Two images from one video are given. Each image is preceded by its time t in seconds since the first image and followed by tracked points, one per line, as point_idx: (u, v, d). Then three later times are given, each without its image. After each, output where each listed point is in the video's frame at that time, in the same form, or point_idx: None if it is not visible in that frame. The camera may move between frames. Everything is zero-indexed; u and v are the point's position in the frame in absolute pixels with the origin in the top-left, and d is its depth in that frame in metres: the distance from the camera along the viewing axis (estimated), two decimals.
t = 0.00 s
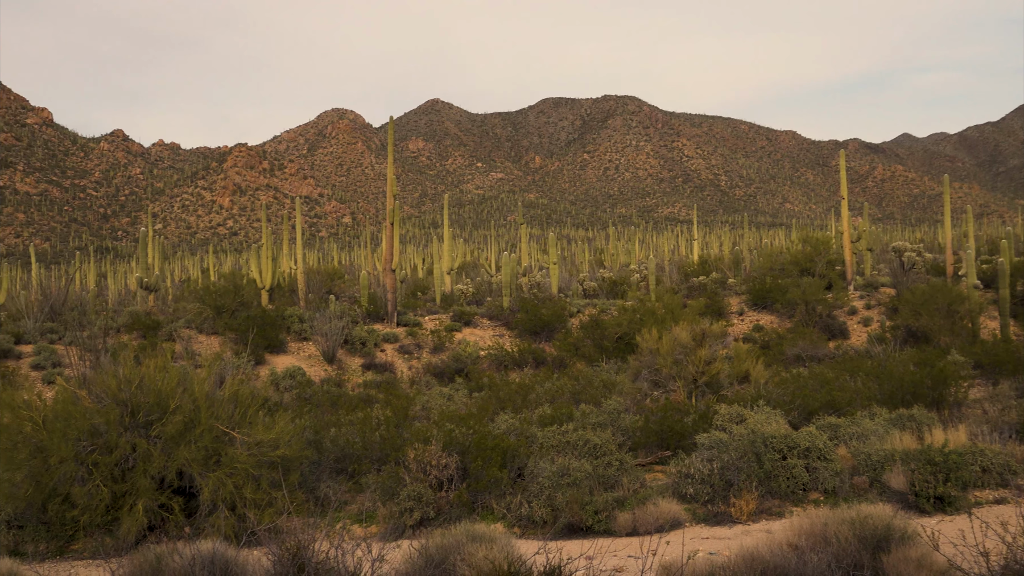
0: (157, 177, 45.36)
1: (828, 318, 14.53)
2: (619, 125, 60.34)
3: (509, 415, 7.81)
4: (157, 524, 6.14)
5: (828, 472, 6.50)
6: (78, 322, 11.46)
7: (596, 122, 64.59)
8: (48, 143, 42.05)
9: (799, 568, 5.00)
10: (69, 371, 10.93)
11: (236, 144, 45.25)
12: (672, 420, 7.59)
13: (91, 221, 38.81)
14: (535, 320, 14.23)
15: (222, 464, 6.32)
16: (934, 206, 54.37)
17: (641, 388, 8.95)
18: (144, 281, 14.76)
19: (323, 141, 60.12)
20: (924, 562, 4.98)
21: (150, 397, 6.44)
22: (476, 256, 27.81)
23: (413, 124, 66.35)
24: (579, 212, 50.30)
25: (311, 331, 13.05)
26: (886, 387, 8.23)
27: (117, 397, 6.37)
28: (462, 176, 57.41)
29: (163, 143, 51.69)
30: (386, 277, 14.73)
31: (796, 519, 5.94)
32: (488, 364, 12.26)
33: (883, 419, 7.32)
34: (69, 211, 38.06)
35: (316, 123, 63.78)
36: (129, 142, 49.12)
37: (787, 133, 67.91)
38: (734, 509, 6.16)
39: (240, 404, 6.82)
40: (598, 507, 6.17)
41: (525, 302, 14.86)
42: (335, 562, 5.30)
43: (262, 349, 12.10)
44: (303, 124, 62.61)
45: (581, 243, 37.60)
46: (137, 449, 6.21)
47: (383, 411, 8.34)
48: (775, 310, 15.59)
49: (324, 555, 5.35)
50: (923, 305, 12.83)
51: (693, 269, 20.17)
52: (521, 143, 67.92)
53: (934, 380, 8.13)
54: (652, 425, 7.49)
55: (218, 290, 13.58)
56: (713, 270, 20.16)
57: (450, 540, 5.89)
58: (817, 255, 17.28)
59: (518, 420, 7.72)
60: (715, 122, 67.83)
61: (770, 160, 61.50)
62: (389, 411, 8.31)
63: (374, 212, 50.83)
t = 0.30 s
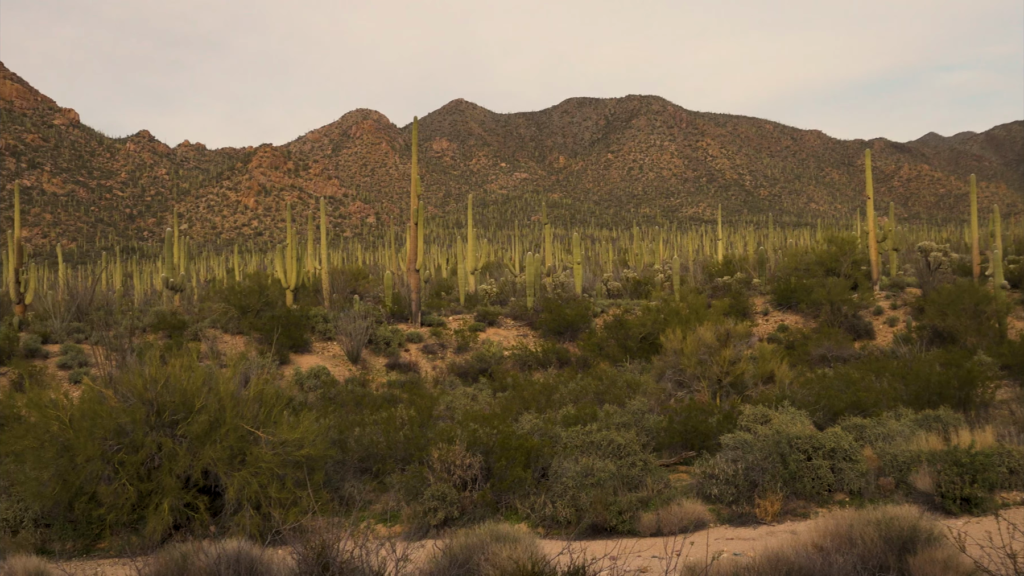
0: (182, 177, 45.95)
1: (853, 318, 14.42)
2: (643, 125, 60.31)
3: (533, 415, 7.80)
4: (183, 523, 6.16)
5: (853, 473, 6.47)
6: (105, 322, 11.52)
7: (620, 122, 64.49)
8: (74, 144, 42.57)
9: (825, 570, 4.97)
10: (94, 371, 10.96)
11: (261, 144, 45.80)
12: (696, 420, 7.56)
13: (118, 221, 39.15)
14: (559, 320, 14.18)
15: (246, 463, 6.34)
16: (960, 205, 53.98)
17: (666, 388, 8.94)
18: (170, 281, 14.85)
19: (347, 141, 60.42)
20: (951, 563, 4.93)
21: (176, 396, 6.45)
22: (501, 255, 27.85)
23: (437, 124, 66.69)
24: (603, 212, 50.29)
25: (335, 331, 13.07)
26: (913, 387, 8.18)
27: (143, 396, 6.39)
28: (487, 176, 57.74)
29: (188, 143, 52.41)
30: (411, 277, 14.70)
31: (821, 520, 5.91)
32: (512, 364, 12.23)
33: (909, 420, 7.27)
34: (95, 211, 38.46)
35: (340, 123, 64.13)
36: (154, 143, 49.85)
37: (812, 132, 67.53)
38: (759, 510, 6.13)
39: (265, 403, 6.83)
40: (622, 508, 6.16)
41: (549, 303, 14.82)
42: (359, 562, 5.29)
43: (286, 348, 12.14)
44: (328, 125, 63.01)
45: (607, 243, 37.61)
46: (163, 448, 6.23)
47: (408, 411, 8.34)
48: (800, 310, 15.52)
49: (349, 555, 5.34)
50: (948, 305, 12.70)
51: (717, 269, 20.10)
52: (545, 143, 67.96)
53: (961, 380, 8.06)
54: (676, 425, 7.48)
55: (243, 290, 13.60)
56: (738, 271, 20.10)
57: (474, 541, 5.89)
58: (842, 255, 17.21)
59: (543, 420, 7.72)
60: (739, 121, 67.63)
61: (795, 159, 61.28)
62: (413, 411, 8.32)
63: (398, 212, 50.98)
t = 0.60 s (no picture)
0: (206, 178, 46.89)
1: (878, 317, 14.28)
2: (667, 124, 60.39)
3: (556, 415, 7.79)
4: (207, 521, 6.18)
5: (878, 473, 6.44)
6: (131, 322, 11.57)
7: (643, 121, 64.42)
8: (99, 145, 43.83)
9: (849, 570, 4.95)
10: (119, 370, 10.98)
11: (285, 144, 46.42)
12: (720, 420, 7.54)
13: (143, 221, 39.92)
14: (582, 319, 14.13)
15: (270, 462, 6.35)
16: (987, 204, 53.49)
17: (689, 388, 8.91)
18: (195, 281, 14.93)
19: (371, 141, 60.80)
20: (977, 564, 4.88)
21: (200, 395, 6.47)
22: (525, 254, 27.93)
23: (460, 123, 67.02)
24: (625, 211, 50.27)
25: (359, 331, 13.09)
26: (938, 388, 8.14)
27: (168, 395, 6.42)
28: (509, 175, 58.02)
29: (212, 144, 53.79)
30: (434, 277, 14.70)
31: (845, 520, 5.87)
32: (536, 363, 12.20)
33: (934, 421, 7.23)
34: (121, 211, 39.25)
35: (364, 123, 64.52)
36: (179, 143, 51.00)
37: (837, 131, 67.05)
38: (783, 510, 6.10)
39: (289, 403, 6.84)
40: (645, 507, 6.14)
41: (573, 302, 14.78)
42: (382, 561, 5.29)
43: (310, 348, 12.18)
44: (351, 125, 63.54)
45: (630, 242, 37.71)
46: (187, 447, 6.25)
47: (431, 411, 8.34)
48: (824, 309, 15.42)
49: (372, 553, 5.33)
50: (974, 305, 12.54)
51: (741, 269, 20.04)
52: (568, 141, 68.02)
53: (986, 380, 7.99)
54: (700, 425, 7.45)
55: (267, 290, 13.61)
56: (761, 270, 19.98)
57: (498, 540, 5.88)
58: (867, 254, 17.19)
59: (566, 419, 7.71)
60: (763, 120, 67.36)
61: (819, 158, 60.96)
62: (437, 410, 8.32)
63: (421, 212, 51.14)
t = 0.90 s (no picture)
0: (227, 178, 47.57)
1: (900, 316, 14.23)
2: (687, 123, 60.38)
3: (576, 413, 7.80)
4: (229, 519, 6.19)
5: (900, 472, 6.41)
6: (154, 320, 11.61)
7: (663, 120, 64.41)
8: (121, 144, 45.08)
9: (871, 569, 4.94)
10: (141, 369, 11.00)
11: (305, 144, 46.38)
12: (741, 419, 7.53)
13: (164, 220, 40.83)
14: (603, 318, 14.09)
15: (292, 461, 6.36)
16: (1010, 202, 53.05)
17: (710, 387, 8.89)
18: (216, 280, 15.00)
19: (392, 140, 61.16)
20: (1000, 564, 4.83)
21: (222, 394, 6.47)
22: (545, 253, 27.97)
23: (481, 122, 67.38)
24: (646, 210, 50.28)
25: (379, 329, 13.11)
26: (959, 386, 8.10)
27: (190, 394, 6.44)
28: (530, 174, 58.21)
29: (233, 144, 55.33)
30: (454, 276, 14.69)
31: (867, 520, 5.84)
32: (556, 362, 12.19)
33: (957, 420, 7.18)
34: (142, 211, 40.16)
35: (384, 122, 64.88)
36: (201, 143, 52.23)
37: (859, 129, 66.56)
38: (805, 509, 6.09)
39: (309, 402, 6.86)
40: (666, 506, 6.13)
41: (593, 301, 14.73)
42: (402, 559, 5.29)
43: (331, 346, 12.21)
44: (372, 125, 64.04)
45: (650, 241, 37.85)
46: (209, 446, 6.27)
47: (452, 409, 8.35)
48: (845, 308, 15.33)
49: (393, 551, 5.33)
50: (997, 303, 12.43)
51: (763, 267, 19.99)
52: (588, 140, 68.12)
53: (1009, 379, 7.92)
54: (721, 424, 7.43)
55: (288, 288, 13.61)
56: (782, 269, 19.90)
57: (519, 539, 5.89)
58: (889, 252, 17.19)
59: (587, 418, 7.71)
60: (784, 118, 67.08)
61: (840, 156, 60.67)
62: (458, 409, 8.33)
63: (442, 210, 51.17)
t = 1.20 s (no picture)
0: (247, 179, 48.15)
1: (920, 316, 14.17)
2: (707, 122, 60.22)
3: (595, 414, 7.79)
4: (249, 519, 6.20)
5: (921, 473, 6.37)
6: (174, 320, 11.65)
7: (683, 120, 64.29)
8: (141, 145, 45.54)
9: (892, 570, 4.92)
10: (161, 369, 11.00)
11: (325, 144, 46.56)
12: (761, 420, 7.51)
13: (185, 221, 41.38)
14: (621, 319, 14.04)
15: (311, 461, 6.37)
16: None
17: (730, 387, 8.88)
18: (237, 280, 15.06)
19: (411, 140, 61.33)
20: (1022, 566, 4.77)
21: (242, 394, 6.49)
22: (564, 253, 27.94)
23: (499, 122, 67.56)
24: (665, 210, 50.22)
25: (399, 330, 13.13)
26: (981, 387, 8.04)
27: (210, 394, 6.46)
28: (549, 174, 58.30)
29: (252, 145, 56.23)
30: (473, 276, 14.69)
31: (887, 521, 5.80)
32: (575, 363, 12.18)
33: (979, 421, 7.14)
34: (163, 211, 40.65)
35: (403, 122, 65.19)
36: (220, 144, 53.25)
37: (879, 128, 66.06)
38: (825, 510, 6.06)
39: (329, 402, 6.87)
40: (685, 507, 6.12)
41: (612, 301, 14.68)
42: (421, 560, 5.30)
43: (350, 347, 12.23)
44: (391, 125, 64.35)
45: (669, 240, 37.84)
46: (229, 446, 6.28)
47: (471, 410, 8.35)
48: (866, 308, 15.25)
49: (412, 552, 5.32)
50: (1018, 304, 12.34)
51: (782, 267, 19.91)
52: (607, 140, 68.05)
53: None
54: (741, 424, 7.41)
55: (308, 289, 13.62)
56: (802, 269, 19.81)
57: (538, 539, 5.88)
58: (910, 252, 17.17)
59: (606, 418, 7.70)
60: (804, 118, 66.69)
61: (861, 155, 60.31)
62: (477, 409, 8.34)
63: (461, 211, 51.13)
